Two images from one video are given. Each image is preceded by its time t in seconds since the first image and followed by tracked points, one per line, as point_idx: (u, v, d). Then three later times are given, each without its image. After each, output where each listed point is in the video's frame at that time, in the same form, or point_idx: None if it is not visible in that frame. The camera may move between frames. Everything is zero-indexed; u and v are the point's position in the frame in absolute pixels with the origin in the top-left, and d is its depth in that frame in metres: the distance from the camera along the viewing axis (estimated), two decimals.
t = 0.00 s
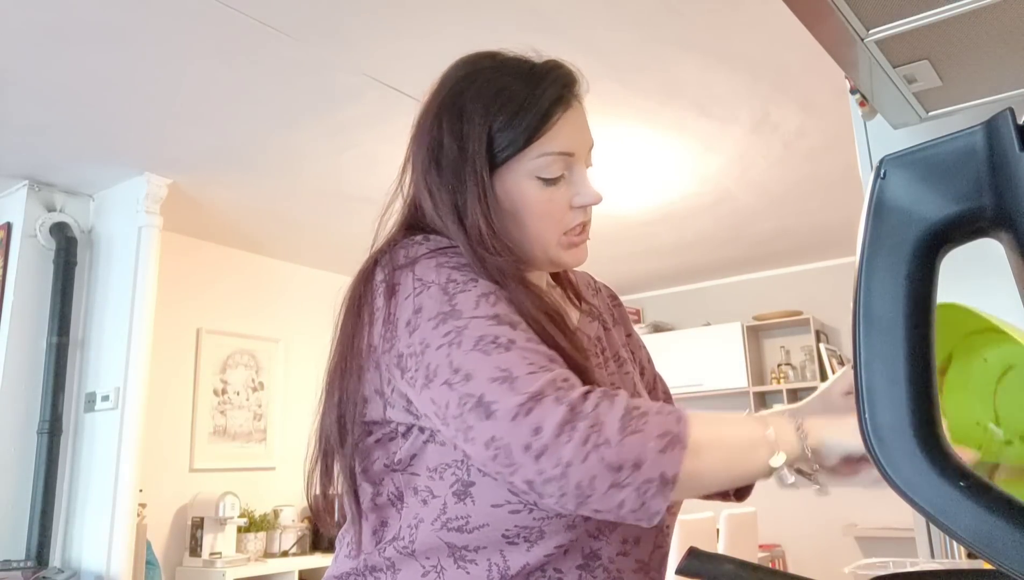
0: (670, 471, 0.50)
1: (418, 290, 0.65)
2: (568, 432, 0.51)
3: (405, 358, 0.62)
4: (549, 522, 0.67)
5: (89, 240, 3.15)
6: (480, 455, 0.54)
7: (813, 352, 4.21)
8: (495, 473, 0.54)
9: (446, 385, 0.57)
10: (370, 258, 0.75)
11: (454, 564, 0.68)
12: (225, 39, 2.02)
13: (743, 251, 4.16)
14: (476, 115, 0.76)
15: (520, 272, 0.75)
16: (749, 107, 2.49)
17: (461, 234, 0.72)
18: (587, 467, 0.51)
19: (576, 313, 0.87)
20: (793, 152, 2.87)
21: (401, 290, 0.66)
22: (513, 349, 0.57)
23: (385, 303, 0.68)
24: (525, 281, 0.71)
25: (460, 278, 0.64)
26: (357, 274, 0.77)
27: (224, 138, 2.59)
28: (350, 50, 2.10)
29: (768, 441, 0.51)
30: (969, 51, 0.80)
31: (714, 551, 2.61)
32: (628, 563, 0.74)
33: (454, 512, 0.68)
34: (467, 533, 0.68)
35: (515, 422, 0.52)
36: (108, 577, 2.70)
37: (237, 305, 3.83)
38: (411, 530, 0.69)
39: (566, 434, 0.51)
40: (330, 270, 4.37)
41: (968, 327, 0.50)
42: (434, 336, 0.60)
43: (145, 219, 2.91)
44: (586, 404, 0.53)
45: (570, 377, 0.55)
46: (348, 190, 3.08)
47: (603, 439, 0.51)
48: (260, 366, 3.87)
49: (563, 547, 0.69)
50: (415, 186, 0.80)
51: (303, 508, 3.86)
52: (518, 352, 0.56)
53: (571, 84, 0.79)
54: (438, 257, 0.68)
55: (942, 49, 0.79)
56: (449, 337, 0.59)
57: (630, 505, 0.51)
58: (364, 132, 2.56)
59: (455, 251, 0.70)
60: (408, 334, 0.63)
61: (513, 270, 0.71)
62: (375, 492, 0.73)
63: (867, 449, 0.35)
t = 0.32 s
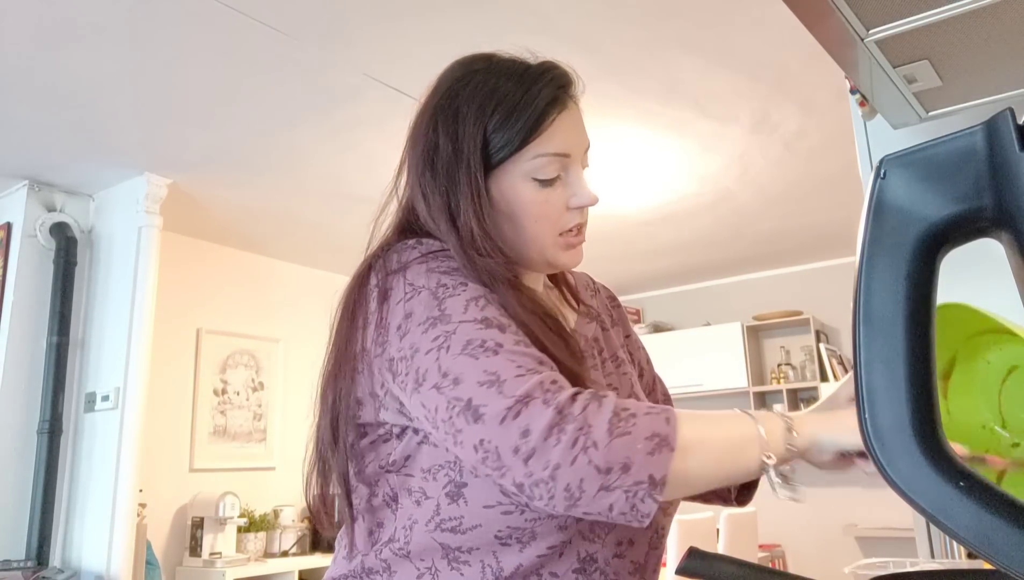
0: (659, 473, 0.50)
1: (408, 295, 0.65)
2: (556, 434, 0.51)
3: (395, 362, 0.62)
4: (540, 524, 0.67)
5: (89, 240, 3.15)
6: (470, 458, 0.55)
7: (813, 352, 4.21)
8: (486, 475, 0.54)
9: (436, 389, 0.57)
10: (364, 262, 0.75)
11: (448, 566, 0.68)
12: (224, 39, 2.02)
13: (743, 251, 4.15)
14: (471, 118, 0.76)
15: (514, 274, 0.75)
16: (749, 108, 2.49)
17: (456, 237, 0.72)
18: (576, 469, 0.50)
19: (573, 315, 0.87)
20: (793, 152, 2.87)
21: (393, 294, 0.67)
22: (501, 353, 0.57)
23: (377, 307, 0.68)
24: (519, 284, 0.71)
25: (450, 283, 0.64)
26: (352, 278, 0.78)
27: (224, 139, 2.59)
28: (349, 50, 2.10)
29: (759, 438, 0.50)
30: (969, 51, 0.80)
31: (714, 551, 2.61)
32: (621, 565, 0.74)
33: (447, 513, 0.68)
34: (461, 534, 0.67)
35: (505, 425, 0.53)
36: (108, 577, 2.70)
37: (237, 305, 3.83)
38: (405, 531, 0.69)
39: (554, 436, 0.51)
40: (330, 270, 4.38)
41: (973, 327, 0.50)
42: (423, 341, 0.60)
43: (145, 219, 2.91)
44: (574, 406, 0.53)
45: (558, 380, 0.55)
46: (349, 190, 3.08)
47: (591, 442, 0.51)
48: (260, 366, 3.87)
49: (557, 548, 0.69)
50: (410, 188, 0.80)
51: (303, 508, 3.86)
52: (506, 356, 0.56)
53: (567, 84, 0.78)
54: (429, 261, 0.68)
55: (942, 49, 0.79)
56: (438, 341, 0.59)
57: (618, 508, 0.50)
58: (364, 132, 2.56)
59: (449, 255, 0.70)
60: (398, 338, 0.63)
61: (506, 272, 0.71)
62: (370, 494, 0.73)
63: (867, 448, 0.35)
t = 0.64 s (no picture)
0: (635, 466, 0.50)
1: (401, 295, 0.65)
2: (529, 431, 0.51)
3: (385, 362, 0.62)
4: (533, 523, 0.68)
5: (89, 240, 3.15)
6: (449, 458, 0.55)
7: (813, 352, 4.21)
8: (465, 474, 0.54)
9: (417, 389, 0.57)
10: (363, 264, 0.75)
11: (445, 566, 0.68)
12: (224, 39, 2.02)
13: (743, 251, 4.15)
14: (473, 122, 0.76)
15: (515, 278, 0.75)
16: (749, 108, 2.49)
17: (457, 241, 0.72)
18: (548, 466, 0.50)
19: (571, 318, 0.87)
20: (793, 152, 2.87)
21: (387, 295, 0.67)
22: (481, 351, 0.56)
23: (372, 308, 0.68)
24: (517, 289, 0.71)
25: (440, 282, 0.65)
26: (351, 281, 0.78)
27: (224, 139, 2.59)
28: (349, 50, 2.09)
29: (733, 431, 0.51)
30: (969, 51, 0.80)
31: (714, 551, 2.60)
32: (618, 565, 0.74)
33: (443, 514, 0.68)
34: (457, 534, 0.68)
35: (479, 423, 0.53)
36: (108, 577, 2.70)
37: (237, 305, 3.83)
38: (403, 531, 0.69)
39: (527, 433, 0.51)
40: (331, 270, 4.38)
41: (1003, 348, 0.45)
42: (410, 341, 0.60)
43: (145, 219, 2.91)
44: (547, 400, 0.52)
45: (533, 375, 0.55)
46: (349, 190, 3.08)
47: (564, 437, 0.50)
48: (260, 365, 3.87)
49: (552, 548, 0.69)
50: (410, 192, 0.80)
51: (303, 508, 3.86)
52: (484, 354, 0.56)
53: (570, 90, 0.79)
54: (424, 262, 0.68)
55: (942, 49, 0.79)
56: (421, 341, 0.59)
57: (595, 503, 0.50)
58: (364, 132, 2.57)
59: (447, 255, 0.70)
60: (388, 338, 0.63)
61: (508, 277, 0.71)
62: (368, 494, 0.73)
63: (866, 448, 0.35)
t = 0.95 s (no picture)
0: (680, 456, 0.52)
1: (417, 294, 0.65)
2: (578, 424, 0.52)
3: (406, 360, 0.63)
4: (544, 518, 0.67)
5: (89, 240, 3.15)
6: (492, 451, 0.57)
7: (813, 352, 4.21)
8: (508, 466, 0.56)
9: (452, 386, 0.58)
10: (365, 264, 0.75)
11: (449, 561, 0.68)
12: (224, 39, 2.02)
13: (743, 250, 4.15)
14: (474, 122, 0.76)
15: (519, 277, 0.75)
16: (749, 107, 2.49)
17: (461, 240, 0.72)
18: (599, 456, 0.52)
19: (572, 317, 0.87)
20: (793, 152, 2.87)
21: (399, 294, 0.67)
22: (518, 348, 0.57)
23: (381, 307, 0.68)
24: (526, 285, 0.71)
25: (460, 281, 0.65)
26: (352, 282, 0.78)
27: (223, 138, 2.59)
28: (349, 50, 2.10)
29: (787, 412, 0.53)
30: (969, 51, 0.80)
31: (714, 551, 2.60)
32: (621, 564, 0.74)
33: (450, 507, 0.68)
34: (464, 528, 0.68)
35: (526, 418, 0.54)
36: (108, 576, 2.70)
37: (237, 304, 3.83)
38: (406, 527, 0.69)
39: (576, 427, 0.52)
40: (331, 271, 4.38)
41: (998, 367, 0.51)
42: (437, 340, 0.61)
43: (145, 219, 2.91)
44: (594, 394, 0.54)
45: (577, 370, 0.56)
46: (349, 190, 3.08)
47: (614, 430, 0.52)
48: (260, 365, 3.87)
49: (558, 544, 0.69)
50: (412, 192, 0.80)
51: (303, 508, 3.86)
52: (522, 352, 0.57)
53: (568, 91, 0.79)
54: (435, 261, 0.68)
55: (942, 49, 0.79)
56: (452, 339, 0.60)
57: (641, 492, 0.52)
58: (363, 132, 2.57)
59: (455, 255, 0.70)
60: (409, 337, 0.63)
61: (514, 276, 0.71)
62: (369, 492, 0.73)
63: (866, 447, 0.34)
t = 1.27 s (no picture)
0: (666, 454, 0.51)
1: (414, 294, 0.65)
2: (562, 424, 0.52)
3: (402, 361, 0.63)
4: (543, 521, 0.67)
5: (89, 240, 3.15)
6: (479, 453, 0.56)
7: (813, 352, 4.21)
8: (496, 468, 0.56)
9: (443, 387, 0.58)
10: (367, 264, 0.75)
11: (450, 563, 0.68)
12: (224, 39, 2.02)
13: (743, 250, 4.15)
14: (481, 123, 0.76)
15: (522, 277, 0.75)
16: (749, 107, 2.49)
17: (466, 239, 0.72)
18: (582, 458, 0.51)
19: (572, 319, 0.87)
20: (793, 152, 2.87)
21: (398, 295, 0.67)
22: (506, 348, 0.57)
23: (381, 308, 0.68)
24: (527, 287, 0.71)
25: (456, 281, 0.65)
26: (355, 282, 0.78)
27: (223, 139, 2.59)
28: (349, 49, 2.09)
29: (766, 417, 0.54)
30: (969, 50, 0.80)
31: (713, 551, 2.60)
32: (620, 565, 0.74)
33: (451, 510, 0.68)
34: (465, 531, 0.68)
35: (511, 419, 0.54)
36: (108, 576, 2.70)
37: (237, 304, 3.83)
38: (407, 528, 0.69)
39: (560, 427, 0.52)
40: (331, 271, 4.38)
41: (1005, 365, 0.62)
42: (431, 340, 0.61)
43: (145, 219, 2.91)
44: (578, 394, 0.53)
45: (563, 370, 0.56)
46: (349, 190, 3.08)
47: (597, 430, 0.52)
48: (260, 365, 3.87)
49: (558, 546, 0.69)
50: (417, 190, 0.80)
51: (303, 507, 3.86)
52: (510, 351, 0.57)
53: (575, 93, 0.79)
54: (435, 262, 0.68)
55: (942, 48, 0.79)
56: (444, 340, 0.60)
57: (629, 491, 0.51)
58: (363, 132, 2.57)
59: (455, 255, 0.70)
60: (405, 337, 0.63)
61: (517, 276, 0.71)
62: (370, 493, 0.73)
63: (865, 445, 0.35)
